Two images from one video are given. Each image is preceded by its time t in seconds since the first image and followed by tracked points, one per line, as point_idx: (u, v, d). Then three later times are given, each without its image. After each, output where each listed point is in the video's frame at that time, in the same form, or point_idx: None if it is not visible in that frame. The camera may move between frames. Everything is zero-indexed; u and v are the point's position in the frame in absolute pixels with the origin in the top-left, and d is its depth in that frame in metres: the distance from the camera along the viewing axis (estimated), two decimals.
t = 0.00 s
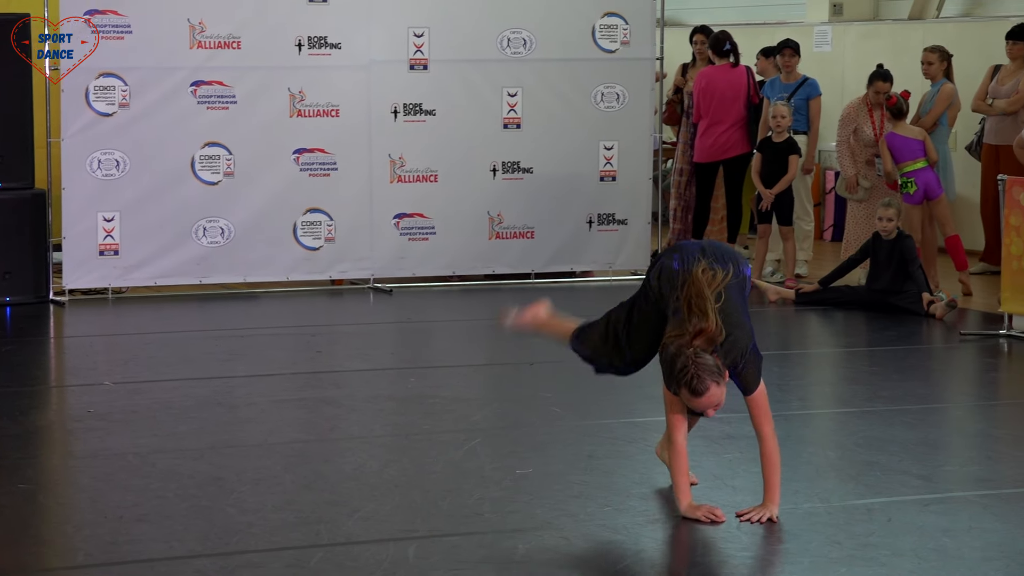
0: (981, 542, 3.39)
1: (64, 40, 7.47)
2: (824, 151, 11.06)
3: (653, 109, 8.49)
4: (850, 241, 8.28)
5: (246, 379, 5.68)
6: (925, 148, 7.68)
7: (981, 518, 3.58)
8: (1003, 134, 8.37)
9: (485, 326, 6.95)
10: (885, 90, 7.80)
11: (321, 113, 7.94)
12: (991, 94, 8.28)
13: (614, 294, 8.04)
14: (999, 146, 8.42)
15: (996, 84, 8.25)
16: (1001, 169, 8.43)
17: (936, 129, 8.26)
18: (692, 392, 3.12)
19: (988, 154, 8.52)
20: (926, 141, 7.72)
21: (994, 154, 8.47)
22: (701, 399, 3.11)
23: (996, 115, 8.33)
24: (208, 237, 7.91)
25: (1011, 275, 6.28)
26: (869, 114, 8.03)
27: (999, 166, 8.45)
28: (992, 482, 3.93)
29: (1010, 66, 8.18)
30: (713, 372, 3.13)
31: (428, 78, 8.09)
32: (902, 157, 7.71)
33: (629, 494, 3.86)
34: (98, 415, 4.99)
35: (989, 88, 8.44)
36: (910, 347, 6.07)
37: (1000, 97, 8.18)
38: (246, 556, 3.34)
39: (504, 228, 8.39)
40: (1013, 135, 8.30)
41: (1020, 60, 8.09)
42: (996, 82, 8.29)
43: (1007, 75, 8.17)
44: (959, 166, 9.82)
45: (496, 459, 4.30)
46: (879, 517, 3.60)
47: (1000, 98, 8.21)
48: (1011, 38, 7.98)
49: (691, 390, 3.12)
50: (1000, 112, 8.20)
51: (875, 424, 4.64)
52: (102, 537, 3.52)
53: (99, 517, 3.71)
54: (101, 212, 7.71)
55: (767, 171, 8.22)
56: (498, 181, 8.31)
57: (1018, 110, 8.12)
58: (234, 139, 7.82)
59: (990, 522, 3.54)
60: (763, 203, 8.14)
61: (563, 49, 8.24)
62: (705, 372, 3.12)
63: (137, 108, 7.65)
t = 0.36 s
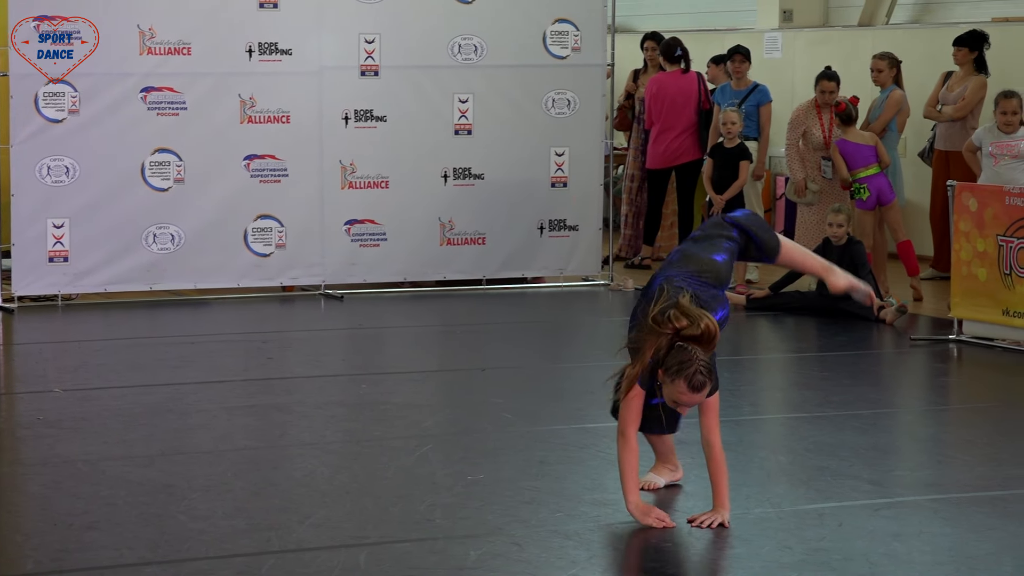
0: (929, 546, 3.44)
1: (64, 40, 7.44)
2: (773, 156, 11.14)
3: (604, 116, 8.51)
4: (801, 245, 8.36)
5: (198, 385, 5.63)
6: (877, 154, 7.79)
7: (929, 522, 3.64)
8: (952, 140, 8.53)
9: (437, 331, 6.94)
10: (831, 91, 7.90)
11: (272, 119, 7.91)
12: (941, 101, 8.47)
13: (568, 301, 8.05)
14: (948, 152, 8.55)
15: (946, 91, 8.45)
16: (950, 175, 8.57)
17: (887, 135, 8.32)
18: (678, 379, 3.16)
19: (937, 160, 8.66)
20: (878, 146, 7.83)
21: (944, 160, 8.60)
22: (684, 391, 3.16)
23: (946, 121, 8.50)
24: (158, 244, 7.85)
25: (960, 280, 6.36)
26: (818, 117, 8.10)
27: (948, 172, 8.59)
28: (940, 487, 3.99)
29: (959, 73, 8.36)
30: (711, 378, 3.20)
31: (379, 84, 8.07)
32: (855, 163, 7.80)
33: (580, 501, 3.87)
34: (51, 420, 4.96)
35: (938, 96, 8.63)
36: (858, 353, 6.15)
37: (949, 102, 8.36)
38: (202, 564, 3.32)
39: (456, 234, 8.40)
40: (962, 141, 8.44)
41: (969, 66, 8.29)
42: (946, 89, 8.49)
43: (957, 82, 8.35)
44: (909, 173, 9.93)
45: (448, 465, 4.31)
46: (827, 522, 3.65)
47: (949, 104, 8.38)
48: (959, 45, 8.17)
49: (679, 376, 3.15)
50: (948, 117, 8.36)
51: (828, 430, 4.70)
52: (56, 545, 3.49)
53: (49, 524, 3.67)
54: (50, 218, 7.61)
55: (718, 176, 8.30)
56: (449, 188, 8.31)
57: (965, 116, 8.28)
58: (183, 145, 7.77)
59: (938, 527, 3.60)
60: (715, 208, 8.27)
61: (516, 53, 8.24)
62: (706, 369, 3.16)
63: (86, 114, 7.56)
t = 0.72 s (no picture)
0: (869, 551, 3.49)
1: (64, 40, 7.51)
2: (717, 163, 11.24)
3: (547, 123, 8.49)
4: (745, 251, 8.45)
5: (138, 392, 5.57)
6: (822, 162, 7.86)
7: (869, 528, 3.70)
8: (892, 145, 8.65)
9: (381, 339, 6.92)
10: (767, 91, 8.05)
11: (214, 126, 7.87)
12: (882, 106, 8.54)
13: (512, 308, 8.07)
14: (889, 157, 8.71)
15: (887, 96, 8.53)
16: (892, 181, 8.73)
17: (829, 141, 8.40)
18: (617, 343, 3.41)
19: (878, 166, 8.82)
20: (824, 154, 7.89)
21: (885, 166, 8.77)
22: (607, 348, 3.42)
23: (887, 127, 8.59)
24: (100, 252, 7.82)
25: (902, 286, 6.47)
26: (758, 120, 8.21)
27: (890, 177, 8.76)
28: (881, 493, 4.04)
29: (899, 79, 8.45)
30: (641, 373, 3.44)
31: (322, 91, 8.04)
32: (801, 170, 7.88)
33: (524, 509, 3.88)
34: None
35: (880, 102, 8.69)
36: (798, 359, 6.23)
37: (890, 108, 8.45)
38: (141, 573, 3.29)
39: (399, 241, 8.38)
40: (903, 146, 8.56)
41: (908, 73, 8.36)
42: (887, 95, 8.56)
43: (897, 88, 8.43)
44: (851, 179, 10.07)
45: (391, 473, 4.30)
46: (769, 529, 3.68)
47: (890, 110, 8.47)
48: (898, 52, 8.24)
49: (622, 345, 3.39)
50: (888, 124, 8.45)
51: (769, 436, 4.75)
52: None
53: None
54: None
55: (661, 183, 8.39)
56: (393, 195, 8.29)
57: (905, 122, 8.38)
58: (125, 152, 7.73)
59: (878, 532, 3.65)
60: (658, 215, 8.29)
61: (461, 60, 8.23)
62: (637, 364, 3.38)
63: (28, 122, 7.54)
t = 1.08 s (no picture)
0: (794, 557, 3.54)
1: (63, 41, 7.51)
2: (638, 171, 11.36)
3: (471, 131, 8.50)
4: (667, 257, 8.56)
5: (57, 401, 5.46)
6: (744, 170, 7.99)
7: (793, 533, 3.75)
8: (811, 152, 8.84)
9: (306, 347, 6.88)
10: (688, 94, 8.21)
11: (135, 133, 7.77)
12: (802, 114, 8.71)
13: (437, 316, 8.08)
14: (808, 165, 8.90)
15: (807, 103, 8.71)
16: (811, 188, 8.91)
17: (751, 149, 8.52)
18: (611, 266, 3.53)
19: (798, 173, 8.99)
20: (746, 163, 8.02)
21: (804, 174, 8.93)
22: (614, 253, 3.54)
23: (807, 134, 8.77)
24: (20, 260, 7.67)
25: (824, 293, 6.61)
26: (679, 125, 8.38)
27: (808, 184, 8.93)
28: (803, 498, 4.11)
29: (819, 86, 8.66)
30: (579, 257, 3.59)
31: (245, 99, 7.98)
32: (722, 177, 8.00)
33: (449, 517, 3.89)
34: None
35: (800, 109, 8.89)
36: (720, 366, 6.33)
37: (810, 116, 8.62)
38: None
39: (322, 249, 8.35)
40: (823, 153, 8.76)
41: (828, 81, 8.57)
42: (807, 103, 8.74)
43: (817, 95, 8.63)
44: (772, 186, 10.25)
45: (315, 481, 4.27)
46: (693, 536, 3.73)
47: (810, 117, 8.64)
48: (818, 59, 8.44)
49: (607, 264, 3.53)
50: (808, 131, 8.63)
51: (692, 442, 4.81)
52: None
53: None
54: None
55: (584, 191, 8.45)
56: (315, 203, 8.25)
57: (824, 129, 8.57)
58: (46, 160, 7.59)
59: (802, 537, 3.71)
60: (580, 222, 8.43)
61: (386, 67, 8.21)
62: (582, 270, 3.54)
63: None
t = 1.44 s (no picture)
0: (741, 565, 3.56)
1: (65, 39, 7.62)
2: (584, 180, 11.41)
3: (416, 140, 8.45)
4: (614, 267, 8.60)
5: None
6: (688, 178, 8.09)
7: (741, 541, 3.77)
8: (755, 161, 8.95)
9: (253, 356, 6.84)
10: (636, 100, 8.31)
11: (80, 142, 7.73)
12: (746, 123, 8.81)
13: (384, 325, 8.07)
14: (753, 174, 9.00)
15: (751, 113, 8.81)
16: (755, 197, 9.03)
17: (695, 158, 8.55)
18: (603, 359, 3.54)
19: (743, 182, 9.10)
20: (689, 172, 8.11)
21: (749, 183, 9.05)
22: (617, 366, 3.53)
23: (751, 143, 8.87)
24: None
25: (770, 302, 6.70)
26: (624, 132, 8.47)
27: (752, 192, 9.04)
28: (752, 506, 4.14)
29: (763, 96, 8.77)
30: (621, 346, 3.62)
31: (190, 107, 7.94)
32: (666, 186, 8.09)
33: (397, 528, 3.88)
34: None
35: (744, 118, 8.99)
36: (667, 374, 6.39)
37: (754, 125, 8.72)
38: None
39: (267, 258, 8.30)
40: (767, 162, 8.88)
41: (772, 90, 8.67)
42: (751, 112, 8.85)
43: (761, 104, 8.73)
44: (717, 196, 10.34)
45: (261, 491, 4.24)
46: (642, 545, 3.74)
47: (754, 127, 8.74)
48: (763, 68, 8.54)
49: (607, 357, 3.54)
50: (752, 140, 8.72)
51: (641, 452, 4.83)
52: None
53: None
54: None
55: (529, 201, 8.46)
56: (260, 212, 8.21)
57: (768, 139, 8.68)
58: None
59: (750, 545, 3.73)
60: (525, 231, 8.43)
61: (335, 75, 8.20)
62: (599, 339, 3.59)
63: None
